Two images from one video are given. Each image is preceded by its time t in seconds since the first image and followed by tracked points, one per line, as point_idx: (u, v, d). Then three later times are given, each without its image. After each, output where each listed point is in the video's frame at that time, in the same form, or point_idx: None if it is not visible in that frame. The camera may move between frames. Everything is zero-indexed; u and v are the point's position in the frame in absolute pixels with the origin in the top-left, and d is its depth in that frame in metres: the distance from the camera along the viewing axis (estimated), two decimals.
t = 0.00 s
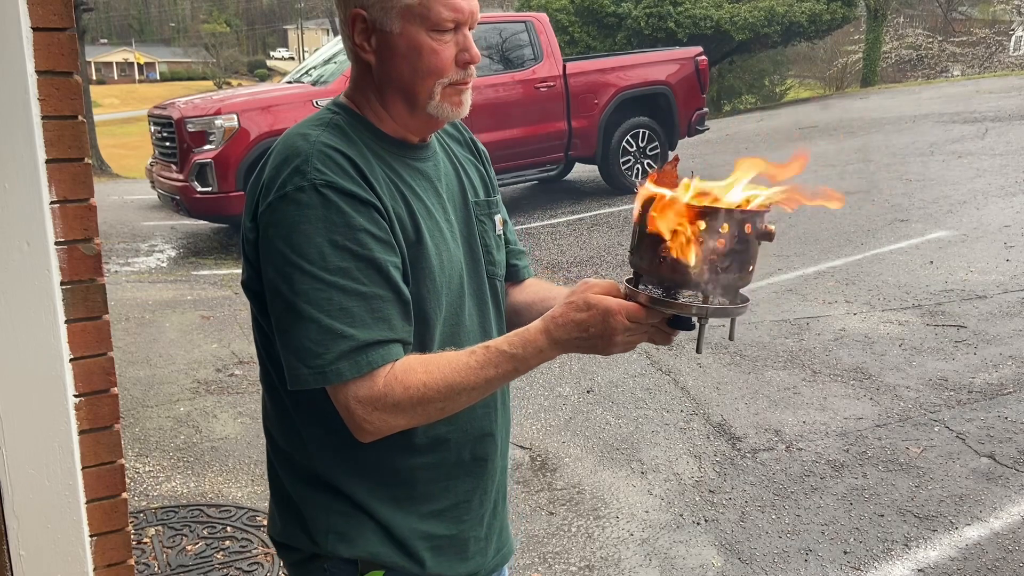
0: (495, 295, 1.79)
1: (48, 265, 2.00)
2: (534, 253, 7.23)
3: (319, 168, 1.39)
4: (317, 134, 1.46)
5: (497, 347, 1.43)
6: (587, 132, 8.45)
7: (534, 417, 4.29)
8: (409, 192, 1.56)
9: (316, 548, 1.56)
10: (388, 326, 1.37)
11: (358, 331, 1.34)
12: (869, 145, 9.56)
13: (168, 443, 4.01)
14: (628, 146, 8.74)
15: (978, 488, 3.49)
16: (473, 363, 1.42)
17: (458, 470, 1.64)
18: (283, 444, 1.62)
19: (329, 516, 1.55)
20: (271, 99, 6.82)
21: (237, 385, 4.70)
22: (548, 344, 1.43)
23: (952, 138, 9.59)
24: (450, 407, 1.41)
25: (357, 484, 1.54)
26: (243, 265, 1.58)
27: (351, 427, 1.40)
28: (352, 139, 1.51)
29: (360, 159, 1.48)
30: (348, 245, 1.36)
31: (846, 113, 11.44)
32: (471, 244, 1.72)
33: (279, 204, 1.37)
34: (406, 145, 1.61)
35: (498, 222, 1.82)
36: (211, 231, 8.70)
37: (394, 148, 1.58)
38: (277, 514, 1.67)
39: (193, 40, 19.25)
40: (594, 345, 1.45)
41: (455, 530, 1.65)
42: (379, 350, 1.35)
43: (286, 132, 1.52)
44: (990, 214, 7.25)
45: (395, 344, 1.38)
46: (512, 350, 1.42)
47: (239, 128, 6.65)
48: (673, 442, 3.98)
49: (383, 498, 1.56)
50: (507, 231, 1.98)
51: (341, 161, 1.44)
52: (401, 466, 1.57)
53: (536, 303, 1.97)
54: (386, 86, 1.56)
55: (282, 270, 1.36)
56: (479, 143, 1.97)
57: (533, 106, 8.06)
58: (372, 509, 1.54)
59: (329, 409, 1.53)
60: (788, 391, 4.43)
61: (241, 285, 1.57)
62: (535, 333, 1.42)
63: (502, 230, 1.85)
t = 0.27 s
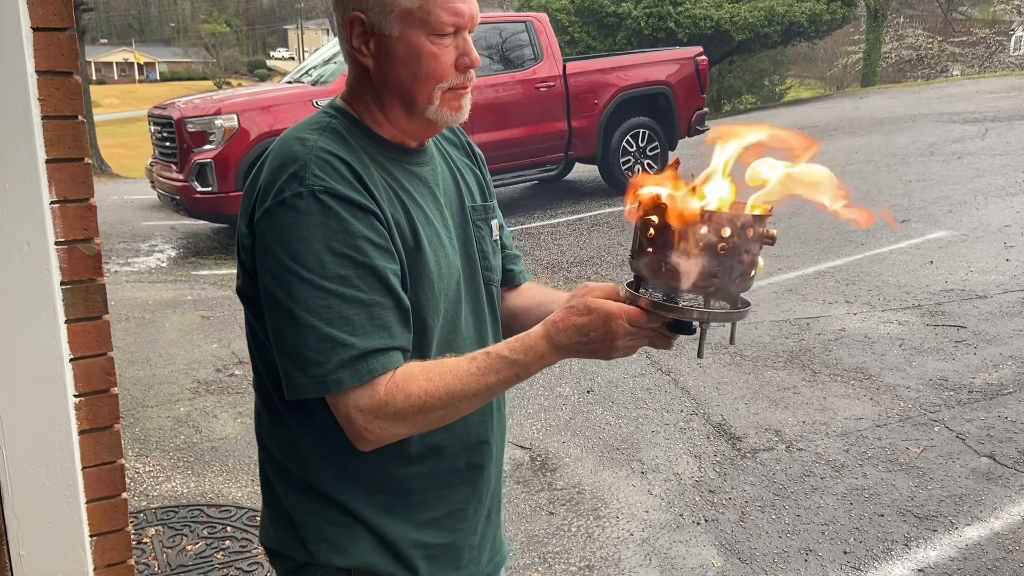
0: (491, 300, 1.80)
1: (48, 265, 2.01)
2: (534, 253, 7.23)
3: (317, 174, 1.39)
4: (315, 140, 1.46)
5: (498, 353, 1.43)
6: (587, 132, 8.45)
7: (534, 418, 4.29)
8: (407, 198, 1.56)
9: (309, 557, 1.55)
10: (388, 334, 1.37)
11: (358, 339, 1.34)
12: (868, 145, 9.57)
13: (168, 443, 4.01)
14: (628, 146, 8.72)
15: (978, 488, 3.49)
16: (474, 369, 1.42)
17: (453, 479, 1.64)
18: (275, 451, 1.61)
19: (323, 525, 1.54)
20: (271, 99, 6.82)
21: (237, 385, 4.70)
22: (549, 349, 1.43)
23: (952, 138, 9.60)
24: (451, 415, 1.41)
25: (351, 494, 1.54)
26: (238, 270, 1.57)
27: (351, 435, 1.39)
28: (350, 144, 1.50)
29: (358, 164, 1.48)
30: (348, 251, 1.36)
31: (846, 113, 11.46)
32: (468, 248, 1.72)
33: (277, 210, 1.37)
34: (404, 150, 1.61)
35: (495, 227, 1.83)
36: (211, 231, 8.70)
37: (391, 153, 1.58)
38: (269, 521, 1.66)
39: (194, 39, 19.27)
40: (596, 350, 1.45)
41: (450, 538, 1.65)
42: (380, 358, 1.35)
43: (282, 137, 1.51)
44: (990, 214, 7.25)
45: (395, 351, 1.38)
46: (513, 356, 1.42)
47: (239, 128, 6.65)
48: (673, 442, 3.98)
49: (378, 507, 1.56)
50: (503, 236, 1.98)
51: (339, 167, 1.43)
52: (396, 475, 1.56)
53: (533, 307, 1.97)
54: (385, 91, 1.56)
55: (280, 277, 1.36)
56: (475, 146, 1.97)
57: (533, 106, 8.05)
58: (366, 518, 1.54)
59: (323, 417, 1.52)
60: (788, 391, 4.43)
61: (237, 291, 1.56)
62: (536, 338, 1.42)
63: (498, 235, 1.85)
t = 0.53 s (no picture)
0: (488, 305, 1.80)
1: (48, 264, 2.01)
2: (534, 253, 7.22)
3: (317, 181, 1.38)
4: (314, 146, 1.46)
5: (499, 359, 1.43)
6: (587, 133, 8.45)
7: (534, 417, 4.29)
8: (405, 204, 1.56)
9: (301, 563, 1.55)
10: (388, 341, 1.37)
11: (359, 347, 1.34)
12: (868, 145, 9.58)
13: (168, 443, 4.01)
14: (628, 146, 8.70)
15: (977, 488, 3.49)
16: (475, 376, 1.42)
17: (446, 486, 1.65)
18: (268, 457, 1.60)
19: (315, 531, 1.54)
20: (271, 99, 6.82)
21: (236, 385, 4.70)
22: (551, 356, 1.43)
23: (952, 138, 9.61)
24: (452, 422, 1.41)
25: (345, 500, 1.54)
26: (234, 275, 1.57)
27: (352, 442, 1.39)
28: (349, 151, 1.50)
29: (357, 171, 1.48)
30: (348, 259, 1.35)
31: (845, 113, 11.46)
32: (465, 254, 1.72)
33: (276, 216, 1.36)
34: (403, 155, 1.61)
35: (492, 233, 1.83)
36: (211, 231, 8.70)
37: (390, 159, 1.58)
38: (261, 526, 1.65)
39: (193, 39, 19.28)
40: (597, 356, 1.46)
41: (443, 545, 1.66)
42: (382, 365, 1.35)
43: (280, 142, 1.51)
44: (990, 214, 7.25)
45: (395, 358, 1.38)
46: (514, 363, 1.42)
47: (239, 128, 6.65)
48: (673, 442, 3.98)
49: (373, 514, 1.56)
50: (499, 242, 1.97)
51: (338, 173, 1.43)
52: (391, 483, 1.56)
53: (529, 311, 1.97)
54: (384, 97, 1.56)
55: (279, 284, 1.35)
56: (471, 150, 1.97)
57: (533, 105, 8.04)
58: (360, 524, 1.54)
59: (318, 423, 1.51)
60: (788, 391, 4.43)
61: (233, 296, 1.56)
62: (538, 344, 1.42)
63: (495, 240, 1.85)
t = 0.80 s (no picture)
0: (485, 305, 1.80)
1: (48, 265, 2.01)
2: (534, 253, 7.22)
3: (314, 182, 1.38)
4: (312, 147, 1.46)
5: (499, 361, 1.43)
6: (587, 133, 8.45)
7: (534, 417, 4.29)
8: (403, 205, 1.56)
9: (298, 564, 1.55)
10: (387, 342, 1.37)
11: (358, 348, 1.34)
12: (868, 145, 9.58)
13: (168, 443, 4.01)
14: (628, 147, 8.75)
15: (978, 488, 3.49)
16: (475, 378, 1.42)
17: (444, 487, 1.64)
18: (265, 458, 1.60)
19: (312, 532, 1.54)
20: (272, 99, 6.82)
21: (236, 385, 4.70)
22: (551, 358, 1.44)
23: (952, 138, 9.61)
24: (451, 423, 1.42)
25: (342, 501, 1.54)
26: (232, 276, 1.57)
27: (350, 443, 1.39)
28: (346, 152, 1.50)
29: (355, 172, 1.48)
30: (346, 260, 1.35)
31: (845, 113, 11.47)
32: (463, 254, 1.73)
33: (274, 218, 1.36)
34: (400, 158, 1.61)
35: (490, 234, 1.83)
36: (211, 231, 8.70)
37: (387, 160, 1.58)
38: (258, 528, 1.65)
39: (194, 39, 19.28)
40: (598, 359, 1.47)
41: (440, 547, 1.65)
42: (380, 366, 1.35)
43: (277, 143, 1.50)
44: (990, 214, 7.25)
45: (394, 359, 1.38)
46: (514, 365, 1.42)
47: (239, 128, 6.65)
48: (673, 442, 3.98)
49: (370, 515, 1.55)
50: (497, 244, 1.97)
51: (336, 174, 1.43)
52: (388, 483, 1.56)
53: (528, 312, 1.97)
54: (381, 100, 1.56)
55: (277, 285, 1.35)
56: (468, 150, 1.97)
57: (533, 105, 8.04)
58: (357, 526, 1.54)
59: (315, 424, 1.51)
60: (788, 391, 4.43)
61: (231, 297, 1.55)
62: (538, 347, 1.43)
63: (493, 241, 1.85)
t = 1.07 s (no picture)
0: (484, 303, 1.80)
1: (48, 265, 2.01)
2: (534, 253, 7.22)
3: (308, 179, 1.39)
4: (306, 145, 1.46)
5: (492, 360, 1.42)
6: (587, 133, 8.45)
7: (534, 417, 4.29)
8: (399, 203, 1.56)
9: (298, 559, 1.56)
10: (380, 339, 1.37)
11: (349, 345, 1.33)
12: (868, 145, 9.58)
13: (168, 443, 4.00)
14: (628, 146, 8.74)
15: (978, 488, 3.49)
16: (468, 375, 1.41)
17: (443, 482, 1.64)
18: (265, 455, 1.61)
19: (311, 526, 1.54)
20: (272, 99, 6.82)
21: (236, 385, 4.70)
22: (544, 358, 1.41)
23: (952, 138, 9.61)
24: (444, 421, 1.40)
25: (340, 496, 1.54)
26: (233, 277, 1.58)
27: (342, 439, 1.39)
28: (342, 150, 1.50)
29: (349, 170, 1.48)
30: (338, 256, 1.35)
31: (845, 114, 11.47)
32: (462, 251, 1.72)
33: (269, 216, 1.37)
34: (395, 156, 1.60)
35: (488, 231, 1.83)
36: (211, 231, 8.70)
37: (381, 158, 1.58)
38: (261, 523, 1.66)
39: (193, 39, 19.28)
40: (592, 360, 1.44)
41: (440, 543, 1.64)
42: (371, 363, 1.35)
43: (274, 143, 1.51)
44: (990, 214, 7.24)
45: (387, 356, 1.38)
46: (507, 364, 1.41)
47: (239, 128, 6.65)
48: (673, 442, 3.98)
49: (367, 510, 1.55)
50: (496, 240, 1.97)
51: (330, 172, 1.43)
52: (386, 478, 1.56)
53: (529, 310, 1.97)
54: (376, 99, 1.56)
55: (272, 282, 1.36)
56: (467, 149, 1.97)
57: (533, 105, 8.03)
58: (354, 521, 1.53)
59: (313, 420, 1.51)
60: (788, 391, 4.43)
61: (231, 297, 1.56)
62: (531, 346, 1.40)
63: (492, 238, 1.85)
